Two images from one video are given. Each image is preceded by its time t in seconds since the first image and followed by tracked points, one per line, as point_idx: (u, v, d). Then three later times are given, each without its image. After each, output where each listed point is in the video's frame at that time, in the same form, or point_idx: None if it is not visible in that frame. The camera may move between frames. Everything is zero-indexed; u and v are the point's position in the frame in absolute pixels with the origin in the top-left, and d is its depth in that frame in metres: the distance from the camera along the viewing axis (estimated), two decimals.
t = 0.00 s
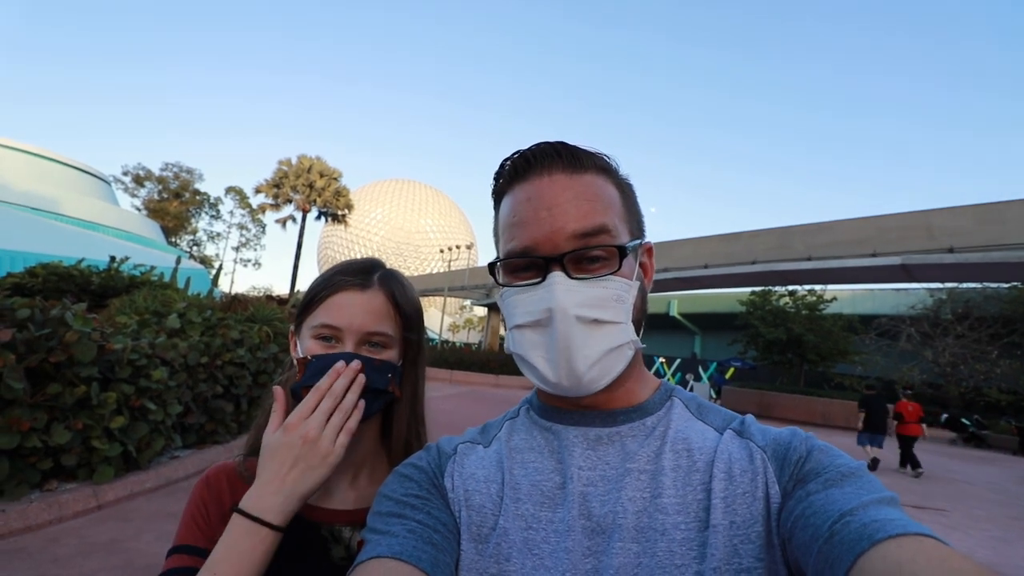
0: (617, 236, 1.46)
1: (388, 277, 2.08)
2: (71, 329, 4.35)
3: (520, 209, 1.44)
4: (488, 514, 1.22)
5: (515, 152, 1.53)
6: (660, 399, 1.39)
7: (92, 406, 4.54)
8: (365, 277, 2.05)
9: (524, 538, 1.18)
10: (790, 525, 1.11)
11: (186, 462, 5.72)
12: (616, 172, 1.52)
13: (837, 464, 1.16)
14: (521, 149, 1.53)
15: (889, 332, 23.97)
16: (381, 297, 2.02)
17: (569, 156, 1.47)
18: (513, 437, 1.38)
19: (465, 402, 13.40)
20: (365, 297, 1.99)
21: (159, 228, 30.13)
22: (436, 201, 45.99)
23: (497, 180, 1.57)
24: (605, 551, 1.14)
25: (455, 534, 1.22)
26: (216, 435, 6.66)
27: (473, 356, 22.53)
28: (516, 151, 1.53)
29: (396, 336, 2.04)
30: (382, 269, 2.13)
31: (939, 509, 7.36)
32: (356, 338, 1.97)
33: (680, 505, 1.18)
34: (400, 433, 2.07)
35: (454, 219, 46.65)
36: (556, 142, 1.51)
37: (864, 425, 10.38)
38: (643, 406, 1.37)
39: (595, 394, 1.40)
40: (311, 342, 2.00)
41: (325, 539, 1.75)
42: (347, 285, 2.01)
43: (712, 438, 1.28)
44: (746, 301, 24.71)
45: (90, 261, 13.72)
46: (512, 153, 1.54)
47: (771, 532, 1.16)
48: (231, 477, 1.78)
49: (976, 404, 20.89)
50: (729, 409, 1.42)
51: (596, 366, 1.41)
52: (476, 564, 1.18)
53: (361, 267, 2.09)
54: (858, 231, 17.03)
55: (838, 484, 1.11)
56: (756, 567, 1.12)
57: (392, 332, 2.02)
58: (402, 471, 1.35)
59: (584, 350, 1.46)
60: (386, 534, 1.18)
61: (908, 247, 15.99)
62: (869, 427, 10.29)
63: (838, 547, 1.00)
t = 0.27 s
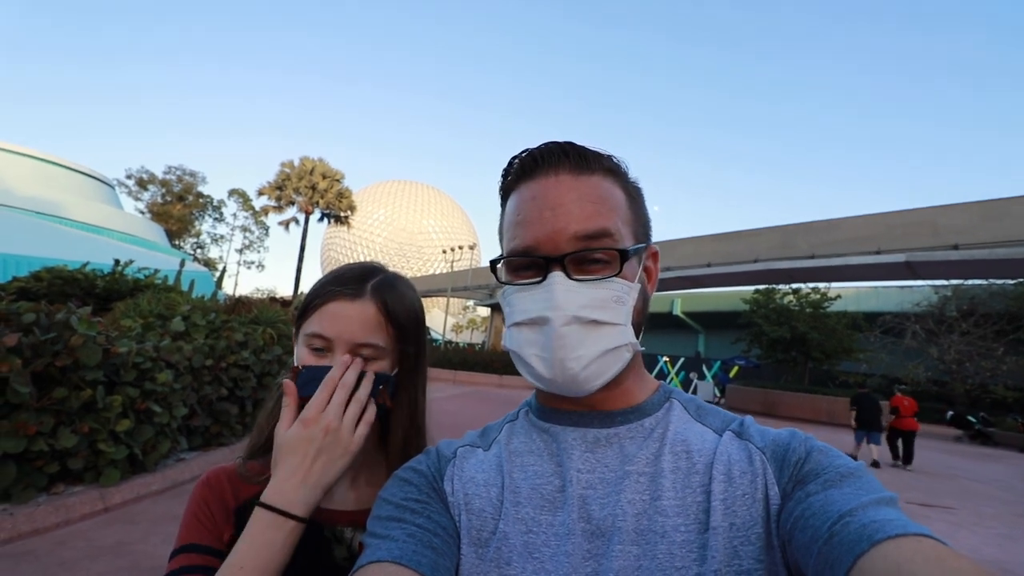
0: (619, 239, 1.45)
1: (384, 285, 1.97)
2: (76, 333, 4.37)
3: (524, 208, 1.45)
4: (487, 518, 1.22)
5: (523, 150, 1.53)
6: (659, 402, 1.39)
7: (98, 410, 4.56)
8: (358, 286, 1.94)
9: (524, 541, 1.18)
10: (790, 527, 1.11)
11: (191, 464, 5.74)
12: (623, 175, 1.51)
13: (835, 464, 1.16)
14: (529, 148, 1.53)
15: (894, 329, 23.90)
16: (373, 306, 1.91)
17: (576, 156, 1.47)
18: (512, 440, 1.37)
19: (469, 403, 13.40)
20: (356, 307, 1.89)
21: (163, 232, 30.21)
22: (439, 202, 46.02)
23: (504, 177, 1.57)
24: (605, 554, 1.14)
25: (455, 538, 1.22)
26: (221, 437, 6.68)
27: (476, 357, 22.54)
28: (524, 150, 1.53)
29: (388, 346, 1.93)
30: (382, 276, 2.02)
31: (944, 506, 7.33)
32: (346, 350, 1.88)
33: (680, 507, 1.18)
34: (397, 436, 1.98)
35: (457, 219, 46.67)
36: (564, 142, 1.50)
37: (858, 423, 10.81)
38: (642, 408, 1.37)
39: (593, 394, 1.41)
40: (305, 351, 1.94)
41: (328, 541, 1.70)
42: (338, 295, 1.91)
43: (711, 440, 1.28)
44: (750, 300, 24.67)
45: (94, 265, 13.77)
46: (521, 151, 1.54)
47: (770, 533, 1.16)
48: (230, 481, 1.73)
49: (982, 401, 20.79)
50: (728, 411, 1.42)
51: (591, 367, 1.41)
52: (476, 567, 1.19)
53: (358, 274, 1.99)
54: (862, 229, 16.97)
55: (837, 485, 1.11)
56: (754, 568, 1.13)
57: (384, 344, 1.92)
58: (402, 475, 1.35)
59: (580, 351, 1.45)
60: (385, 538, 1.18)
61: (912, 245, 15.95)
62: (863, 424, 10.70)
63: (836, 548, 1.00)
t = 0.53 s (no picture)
0: (616, 239, 1.44)
1: (368, 284, 1.87)
2: (78, 339, 4.37)
3: (521, 209, 1.45)
4: (489, 517, 1.22)
5: (523, 150, 1.53)
6: (661, 401, 1.38)
7: (100, 416, 4.56)
8: (341, 285, 1.85)
9: (525, 540, 1.18)
10: (790, 525, 1.11)
11: (194, 469, 5.73)
12: (626, 173, 1.50)
13: (836, 463, 1.15)
14: (529, 147, 1.53)
15: (896, 326, 23.85)
16: (354, 307, 1.81)
17: (574, 155, 1.46)
18: (514, 438, 1.37)
19: (471, 404, 13.41)
20: (335, 308, 1.80)
21: (165, 238, 30.27)
22: (439, 204, 46.04)
23: (506, 175, 1.57)
24: (606, 553, 1.14)
25: (457, 536, 1.22)
26: (224, 442, 6.68)
27: (479, 358, 22.55)
28: (525, 149, 1.53)
29: (372, 347, 1.83)
30: (371, 275, 1.92)
31: (949, 502, 7.31)
32: (327, 351, 1.79)
33: (681, 505, 1.17)
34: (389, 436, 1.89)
35: (457, 221, 46.71)
36: (566, 139, 1.49)
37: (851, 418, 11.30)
38: (643, 407, 1.36)
39: (593, 393, 1.41)
40: (289, 351, 1.87)
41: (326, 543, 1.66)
42: (317, 297, 1.83)
43: (712, 438, 1.28)
44: (751, 298, 24.66)
45: (97, 271, 13.81)
46: (521, 150, 1.54)
47: (771, 532, 1.16)
48: (229, 486, 1.72)
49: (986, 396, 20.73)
50: (730, 410, 1.41)
51: (586, 368, 1.41)
52: (477, 565, 1.18)
53: (344, 274, 1.91)
54: (862, 226, 16.94)
55: (839, 483, 1.10)
56: (755, 566, 1.12)
57: (367, 346, 1.81)
58: (404, 473, 1.35)
59: (575, 355, 1.45)
60: (387, 536, 1.18)
61: (913, 241, 15.91)
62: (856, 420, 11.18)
63: (837, 546, 0.99)
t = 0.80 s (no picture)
0: (617, 239, 1.43)
1: (364, 287, 1.86)
2: (79, 343, 4.37)
3: (522, 209, 1.45)
4: (491, 519, 1.22)
5: (524, 151, 1.53)
6: (663, 402, 1.38)
7: (101, 420, 4.56)
8: (335, 288, 1.85)
9: (528, 542, 1.18)
10: (794, 526, 1.10)
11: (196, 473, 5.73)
12: (627, 174, 1.50)
13: (839, 464, 1.15)
14: (530, 148, 1.53)
15: (897, 327, 23.84)
16: (347, 310, 1.80)
17: (576, 155, 1.46)
18: (516, 440, 1.37)
19: (472, 407, 13.41)
20: (328, 311, 1.79)
21: (166, 242, 30.31)
22: (440, 207, 46.10)
23: (507, 176, 1.58)
24: (609, 555, 1.13)
25: (459, 539, 1.22)
26: (225, 446, 6.67)
27: (479, 361, 22.55)
28: (526, 150, 1.53)
29: (367, 350, 1.82)
30: (367, 278, 1.92)
31: (952, 504, 7.29)
32: (320, 353, 1.78)
33: (684, 507, 1.17)
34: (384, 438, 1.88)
35: (458, 224, 46.75)
36: (567, 140, 1.49)
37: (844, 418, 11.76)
38: (645, 408, 1.36)
39: (595, 394, 1.41)
40: (284, 352, 1.86)
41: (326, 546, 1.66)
42: (312, 299, 1.82)
43: (715, 439, 1.28)
44: (752, 300, 24.65)
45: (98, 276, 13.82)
46: (522, 151, 1.54)
47: (773, 534, 1.15)
48: (227, 488, 1.72)
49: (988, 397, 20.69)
50: (732, 411, 1.40)
51: (587, 369, 1.41)
52: (479, 568, 1.18)
53: (339, 276, 1.90)
54: (863, 227, 16.92)
55: (841, 484, 1.10)
56: (758, 567, 1.12)
57: (361, 348, 1.80)
58: (406, 476, 1.35)
59: (575, 355, 1.45)
60: (389, 539, 1.18)
61: (913, 242, 15.87)
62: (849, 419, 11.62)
63: (840, 547, 0.99)
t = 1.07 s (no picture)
0: (619, 237, 1.44)
1: (363, 284, 1.87)
2: (81, 342, 4.37)
3: (523, 209, 1.45)
4: (493, 521, 1.22)
5: (524, 150, 1.53)
6: (664, 402, 1.38)
7: (103, 418, 4.57)
8: (334, 286, 1.85)
9: (530, 544, 1.18)
10: (795, 524, 1.10)
11: (197, 471, 5.74)
12: (626, 172, 1.50)
13: (840, 462, 1.15)
14: (529, 147, 1.53)
15: (899, 328, 23.83)
16: (347, 308, 1.80)
17: (576, 154, 1.46)
18: (517, 442, 1.37)
19: (473, 407, 13.43)
20: (327, 308, 1.79)
21: (168, 241, 30.35)
22: (441, 206, 46.10)
23: (507, 176, 1.58)
24: (612, 555, 1.13)
25: (461, 540, 1.22)
26: (227, 444, 6.68)
27: (480, 361, 22.56)
28: (525, 148, 1.53)
29: (366, 347, 1.82)
30: (370, 273, 1.94)
31: (952, 505, 7.30)
32: (320, 352, 1.78)
33: (687, 507, 1.17)
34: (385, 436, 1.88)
35: (459, 224, 46.75)
36: (567, 139, 1.50)
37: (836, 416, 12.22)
38: (646, 409, 1.36)
39: (596, 394, 1.41)
40: (285, 352, 1.86)
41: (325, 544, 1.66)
42: (311, 299, 1.83)
43: (716, 438, 1.28)
44: (753, 300, 24.64)
45: (100, 274, 13.84)
46: (521, 150, 1.54)
47: (775, 532, 1.15)
48: (228, 486, 1.73)
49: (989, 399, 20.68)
50: (734, 411, 1.40)
51: (590, 368, 1.41)
52: (483, 569, 1.18)
53: (339, 273, 1.91)
54: (865, 228, 16.86)
55: (842, 482, 1.11)
56: (760, 567, 1.13)
57: (360, 346, 1.80)
58: (407, 478, 1.35)
59: (578, 354, 1.45)
60: (391, 541, 1.18)
61: (915, 243, 15.83)
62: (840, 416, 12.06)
63: (842, 545, 0.99)
